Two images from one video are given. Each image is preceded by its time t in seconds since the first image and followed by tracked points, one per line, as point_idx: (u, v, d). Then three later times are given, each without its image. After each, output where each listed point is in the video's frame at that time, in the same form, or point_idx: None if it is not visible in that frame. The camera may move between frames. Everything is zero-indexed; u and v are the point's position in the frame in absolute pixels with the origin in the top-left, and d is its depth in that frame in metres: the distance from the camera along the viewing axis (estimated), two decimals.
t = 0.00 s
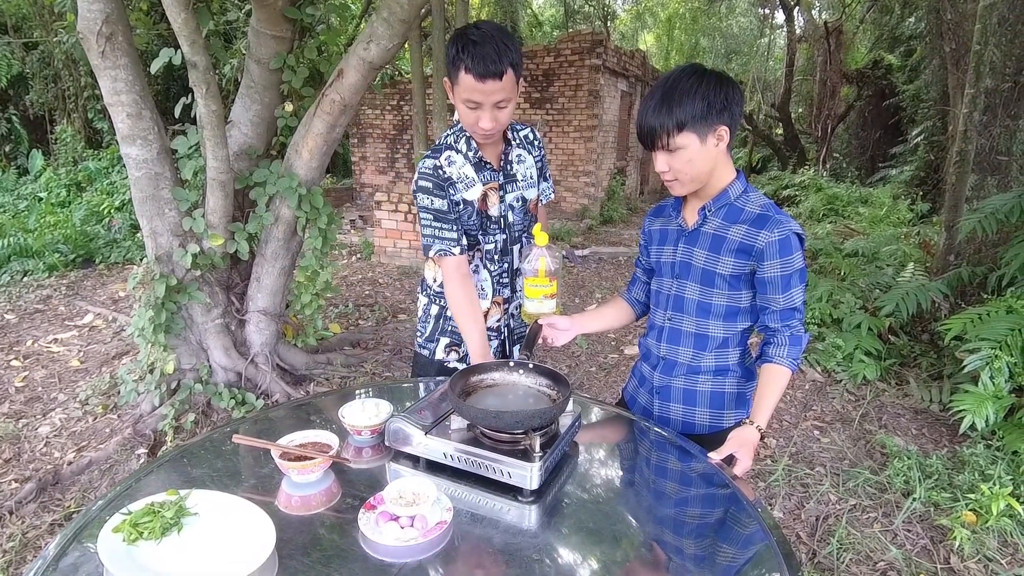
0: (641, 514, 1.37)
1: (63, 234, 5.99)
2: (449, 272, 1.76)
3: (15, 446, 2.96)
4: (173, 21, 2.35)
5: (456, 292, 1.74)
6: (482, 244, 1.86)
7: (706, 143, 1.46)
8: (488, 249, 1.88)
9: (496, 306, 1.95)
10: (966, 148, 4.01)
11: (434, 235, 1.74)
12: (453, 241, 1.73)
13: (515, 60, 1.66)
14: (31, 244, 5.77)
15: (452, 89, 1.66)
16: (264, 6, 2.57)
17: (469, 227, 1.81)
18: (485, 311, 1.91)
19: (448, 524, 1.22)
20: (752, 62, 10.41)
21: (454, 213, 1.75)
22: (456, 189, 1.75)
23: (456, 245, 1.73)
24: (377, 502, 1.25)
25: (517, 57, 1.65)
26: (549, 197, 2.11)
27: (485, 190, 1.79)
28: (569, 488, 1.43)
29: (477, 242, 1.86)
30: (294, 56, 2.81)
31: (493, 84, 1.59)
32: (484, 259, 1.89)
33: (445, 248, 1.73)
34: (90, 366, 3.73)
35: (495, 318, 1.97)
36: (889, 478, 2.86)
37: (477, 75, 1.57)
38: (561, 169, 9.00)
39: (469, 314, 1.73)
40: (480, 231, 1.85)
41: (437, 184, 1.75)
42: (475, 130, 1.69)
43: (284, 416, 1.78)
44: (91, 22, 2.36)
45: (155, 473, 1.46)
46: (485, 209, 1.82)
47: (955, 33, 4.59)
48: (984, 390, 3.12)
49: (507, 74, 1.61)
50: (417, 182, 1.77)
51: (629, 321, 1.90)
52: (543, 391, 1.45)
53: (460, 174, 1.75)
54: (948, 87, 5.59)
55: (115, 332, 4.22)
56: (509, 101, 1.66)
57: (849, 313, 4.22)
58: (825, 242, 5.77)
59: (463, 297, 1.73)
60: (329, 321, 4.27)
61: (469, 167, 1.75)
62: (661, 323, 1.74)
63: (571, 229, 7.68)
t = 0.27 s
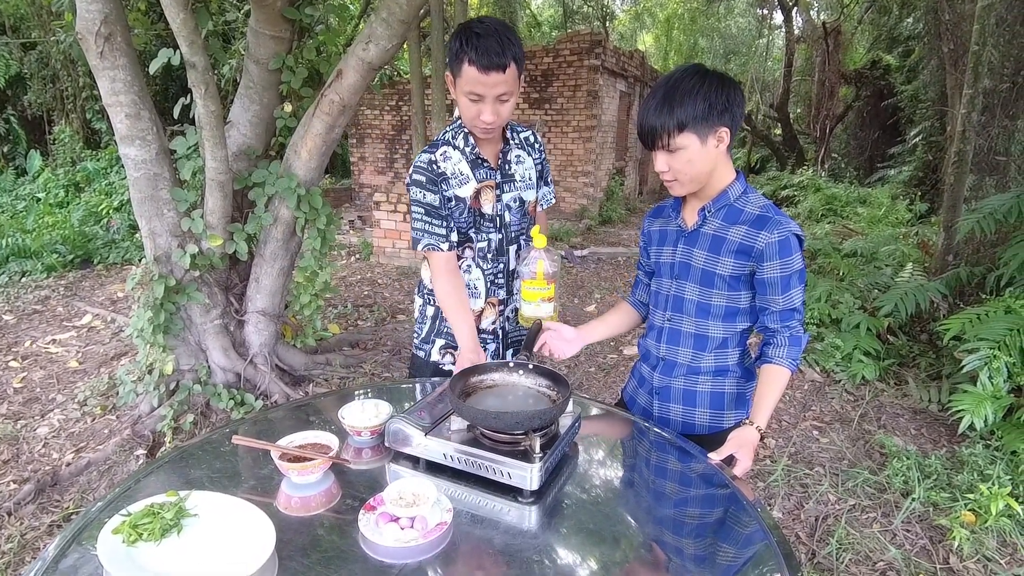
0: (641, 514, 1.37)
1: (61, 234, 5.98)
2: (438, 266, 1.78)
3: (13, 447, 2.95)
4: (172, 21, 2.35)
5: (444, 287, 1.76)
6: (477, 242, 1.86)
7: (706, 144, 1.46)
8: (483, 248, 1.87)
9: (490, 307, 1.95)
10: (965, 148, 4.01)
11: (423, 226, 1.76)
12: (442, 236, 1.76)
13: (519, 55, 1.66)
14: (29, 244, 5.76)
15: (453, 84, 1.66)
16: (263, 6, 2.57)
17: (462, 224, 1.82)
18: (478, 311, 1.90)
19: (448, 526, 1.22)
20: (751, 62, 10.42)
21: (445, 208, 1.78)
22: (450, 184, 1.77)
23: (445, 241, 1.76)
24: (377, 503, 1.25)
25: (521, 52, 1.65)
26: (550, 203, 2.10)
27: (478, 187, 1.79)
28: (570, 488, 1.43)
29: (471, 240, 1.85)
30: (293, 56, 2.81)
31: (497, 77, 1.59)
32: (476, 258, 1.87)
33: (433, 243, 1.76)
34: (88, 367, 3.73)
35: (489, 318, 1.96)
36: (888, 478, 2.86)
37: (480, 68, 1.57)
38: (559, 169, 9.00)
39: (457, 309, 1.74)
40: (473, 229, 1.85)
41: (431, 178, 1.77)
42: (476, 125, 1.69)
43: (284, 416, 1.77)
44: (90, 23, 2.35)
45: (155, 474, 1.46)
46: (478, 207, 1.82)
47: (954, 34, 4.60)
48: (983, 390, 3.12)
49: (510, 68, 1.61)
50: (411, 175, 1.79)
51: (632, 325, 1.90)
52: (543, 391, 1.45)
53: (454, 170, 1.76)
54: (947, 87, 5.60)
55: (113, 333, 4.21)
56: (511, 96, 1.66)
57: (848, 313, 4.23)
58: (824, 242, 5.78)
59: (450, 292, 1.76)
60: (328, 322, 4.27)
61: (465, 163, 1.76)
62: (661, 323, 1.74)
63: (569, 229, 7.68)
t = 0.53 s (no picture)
0: (642, 513, 1.37)
1: (62, 234, 5.98)
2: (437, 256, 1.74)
3: (15, 447, 2.95)
4: (172, 21, 2.35)
5: (445, 280, 1.73)
6: (475, 238, 1.85)
7: (705, 143, 1.45)
8: (481, 245, 1.87)
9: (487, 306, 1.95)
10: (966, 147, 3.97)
11: (428, 211, 1.72)
12: (447, 227, 1.73)
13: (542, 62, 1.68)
14: (30, 244, 5.76)
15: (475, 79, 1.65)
16: (263, 5, 2.57)
17: (464, 219, 1.81)
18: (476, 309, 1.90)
19: (451, 525, 1.21)
20: (751, 62, 10.42)
21: (450, 199, 1.75)
22: (455, 176, 1.75)
23: (449, 232, 1.73)
24: (380, 503, 1.25)
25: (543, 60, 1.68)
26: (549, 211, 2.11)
27: (482, 183, 1.79)
28: (572, 487, 1.43)
29: (470, 236, 1.84)
30: (293, 56, 2.81)
31: (524, 79, 1.60)
32: (476, 255, 1.87)
33: (437, 233, 1.71)
34: (89, 367, 3.73)
35: (486, 318, 1.96)
36: (890, 478, 2.86)
37: (510, 69, 1.57)
38: (560, 169, 9.00)
39: (458, 305, 1.72)
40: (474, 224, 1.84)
41: (437, 168, 1.74)
42: (491, 123, 1.68)
43: (285, 416, 1.77)
44: (90, 22, 2.35)
45: (156, 474, 1.46)
46: (480, 203, 1.82)
47: (954, 33, 4.60)
48: (985, 389, 3.11)
49: (536, 73, 1.63)
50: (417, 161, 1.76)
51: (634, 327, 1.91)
52: (545, 391, 1.44)
53: (461, 162, 1.75)
54: (947, 86, 5.59)
55: (114, 333, 4.21)
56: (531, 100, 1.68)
57: (849, 313, 4.22)
58: (824, 241, 5.78)
59: (450, 286, 1.73)
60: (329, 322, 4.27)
61: (472, 158, 1.76)
62: (662, 323, 1.73)
63: (570, 229, 7.67)
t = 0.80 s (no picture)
0: (642, 512, 1.37)
1: (64, 234, 5.99)
2: (460, 239, 1.69)
3: (18, 446, 2.96)
4: (175, 20, 2.35)
5: (467, 270, 1.67)
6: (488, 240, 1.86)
7: (699, 144, 1.44)
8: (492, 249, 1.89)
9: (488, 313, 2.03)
10: (969, 146, 3.98)
11: (468, 195, 1.68)
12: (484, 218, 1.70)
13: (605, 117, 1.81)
14: (32, 244, 5.77)
15: (547, 110, 1.71)
16: (264, 5, 2.56)
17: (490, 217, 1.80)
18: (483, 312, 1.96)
19: (454, 524, 1.21)
20: (753, 60, 10.40)
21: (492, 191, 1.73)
22: (502, 172, 1.74)
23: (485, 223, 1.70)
24: (383, 502, 1.25)
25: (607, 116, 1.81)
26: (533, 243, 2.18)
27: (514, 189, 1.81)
28: (574, 487, 1.43)
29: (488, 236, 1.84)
30: (295, 55, 2.81)
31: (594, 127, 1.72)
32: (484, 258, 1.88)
33: (478, 220, 1.67)
34: (92, 366, 3.73)
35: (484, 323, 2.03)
36: (893, 477, 2.85)
37: (592, 115, 1.67)
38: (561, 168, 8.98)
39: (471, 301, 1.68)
40: (496, 229, 1.87)
41: (489, 157, 1.72)
42: (547, 151, 1.78)
43: (287, 415, 1.77)
44: (92, 22, 2.35)
45: (159, 473, 1.46)
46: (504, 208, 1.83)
47: (957, 31, 4.58)
48: (988, 388, 3.10)
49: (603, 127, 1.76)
50: (470, 142, 1.73)
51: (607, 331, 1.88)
52: (548, 390, 1.44)
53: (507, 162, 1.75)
54: (950, 84, 5.58)
55: (117, 332, 4.22)
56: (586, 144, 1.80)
57: (852, 312, 4.21)
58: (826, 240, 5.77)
59: (470, 277, 1.68)
60: (331, 321, 4.27)
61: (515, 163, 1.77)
62: (663, 323, 1.72)
63: (571, 228, 7.67)
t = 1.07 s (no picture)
0: (643, 511, 1.36)
1: (67, 232, 6.00)
2: (502, 239, 1.73)
3: (22, 444, 2.97)
4: (178, 19, 2.36)
5: (502, 274, 1.73)
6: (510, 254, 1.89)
7: (693, 141, 1.44)
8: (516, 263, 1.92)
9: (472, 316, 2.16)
10: (973, 144, 3.96)
11: (525, 206, 1.74)
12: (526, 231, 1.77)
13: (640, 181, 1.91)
14: (36, 242, 5.78)
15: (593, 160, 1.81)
16: (267, 3, 2.57)
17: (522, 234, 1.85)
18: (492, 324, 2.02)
19: (458, 523, 1.21)
20: (756, 59, 10.38)
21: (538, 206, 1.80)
22: (549, 192, 1.82)
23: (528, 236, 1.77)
24: (386, 500, 1.25)
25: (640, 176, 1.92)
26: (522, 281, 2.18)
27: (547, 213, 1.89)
28: (576, 486, 1.42)
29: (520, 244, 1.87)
30: (298, 53, 2.81)
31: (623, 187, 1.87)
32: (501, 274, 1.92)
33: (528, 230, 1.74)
34: (96, 364, 3.74)
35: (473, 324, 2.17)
36: (896, 476, 2.85)
37: (629, 177, 1.84)
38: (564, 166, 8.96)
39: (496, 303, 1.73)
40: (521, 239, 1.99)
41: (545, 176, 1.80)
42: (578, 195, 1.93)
43: (290, 413, 1.77)
44: (96, 21, 2.36)
45: (163, 471, 1.46)
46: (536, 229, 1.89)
47: (960, 29, 4.57)
48: (992, 387, 3.09)
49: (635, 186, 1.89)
50: (539, 157, 1.78)
51: (592, 338, 1.84)
52: (551, 388, 1.44)
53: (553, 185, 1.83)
54: (954, 82, 5.56)
55: (120, 330, 4.23)
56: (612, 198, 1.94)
57: (855, 311, 4.20)
58: (829, 239, 5.76)
59: (501, 279, 1.73)
60: (333, 320, 4.28)
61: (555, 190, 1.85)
62: (662, 323, 1.71)
63: (574, 226, 7.66)
